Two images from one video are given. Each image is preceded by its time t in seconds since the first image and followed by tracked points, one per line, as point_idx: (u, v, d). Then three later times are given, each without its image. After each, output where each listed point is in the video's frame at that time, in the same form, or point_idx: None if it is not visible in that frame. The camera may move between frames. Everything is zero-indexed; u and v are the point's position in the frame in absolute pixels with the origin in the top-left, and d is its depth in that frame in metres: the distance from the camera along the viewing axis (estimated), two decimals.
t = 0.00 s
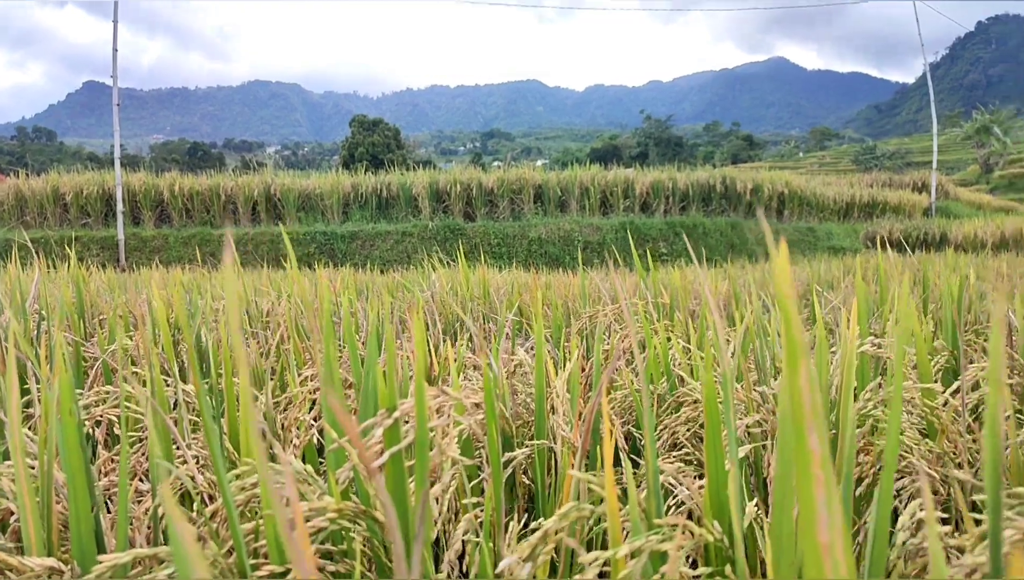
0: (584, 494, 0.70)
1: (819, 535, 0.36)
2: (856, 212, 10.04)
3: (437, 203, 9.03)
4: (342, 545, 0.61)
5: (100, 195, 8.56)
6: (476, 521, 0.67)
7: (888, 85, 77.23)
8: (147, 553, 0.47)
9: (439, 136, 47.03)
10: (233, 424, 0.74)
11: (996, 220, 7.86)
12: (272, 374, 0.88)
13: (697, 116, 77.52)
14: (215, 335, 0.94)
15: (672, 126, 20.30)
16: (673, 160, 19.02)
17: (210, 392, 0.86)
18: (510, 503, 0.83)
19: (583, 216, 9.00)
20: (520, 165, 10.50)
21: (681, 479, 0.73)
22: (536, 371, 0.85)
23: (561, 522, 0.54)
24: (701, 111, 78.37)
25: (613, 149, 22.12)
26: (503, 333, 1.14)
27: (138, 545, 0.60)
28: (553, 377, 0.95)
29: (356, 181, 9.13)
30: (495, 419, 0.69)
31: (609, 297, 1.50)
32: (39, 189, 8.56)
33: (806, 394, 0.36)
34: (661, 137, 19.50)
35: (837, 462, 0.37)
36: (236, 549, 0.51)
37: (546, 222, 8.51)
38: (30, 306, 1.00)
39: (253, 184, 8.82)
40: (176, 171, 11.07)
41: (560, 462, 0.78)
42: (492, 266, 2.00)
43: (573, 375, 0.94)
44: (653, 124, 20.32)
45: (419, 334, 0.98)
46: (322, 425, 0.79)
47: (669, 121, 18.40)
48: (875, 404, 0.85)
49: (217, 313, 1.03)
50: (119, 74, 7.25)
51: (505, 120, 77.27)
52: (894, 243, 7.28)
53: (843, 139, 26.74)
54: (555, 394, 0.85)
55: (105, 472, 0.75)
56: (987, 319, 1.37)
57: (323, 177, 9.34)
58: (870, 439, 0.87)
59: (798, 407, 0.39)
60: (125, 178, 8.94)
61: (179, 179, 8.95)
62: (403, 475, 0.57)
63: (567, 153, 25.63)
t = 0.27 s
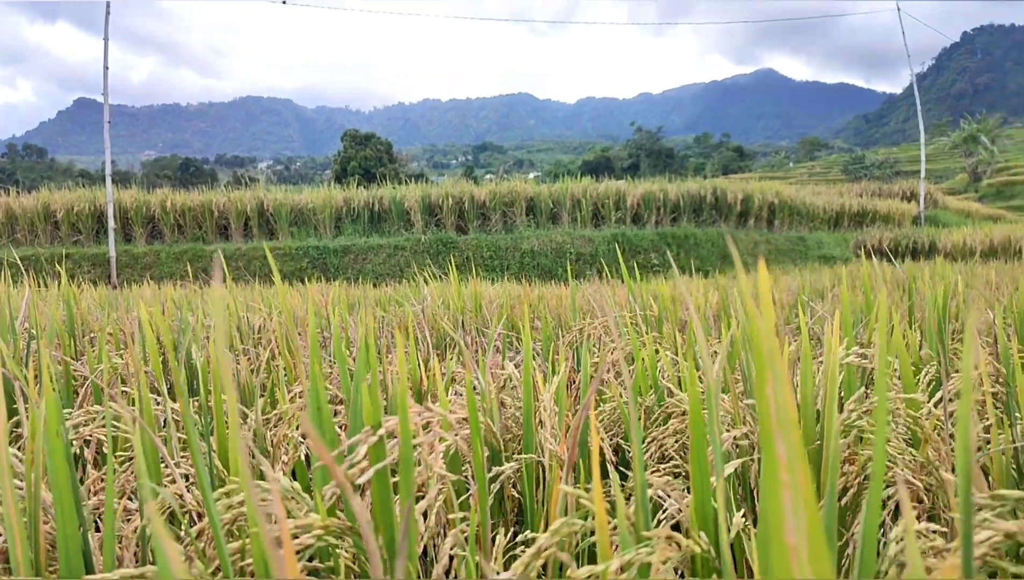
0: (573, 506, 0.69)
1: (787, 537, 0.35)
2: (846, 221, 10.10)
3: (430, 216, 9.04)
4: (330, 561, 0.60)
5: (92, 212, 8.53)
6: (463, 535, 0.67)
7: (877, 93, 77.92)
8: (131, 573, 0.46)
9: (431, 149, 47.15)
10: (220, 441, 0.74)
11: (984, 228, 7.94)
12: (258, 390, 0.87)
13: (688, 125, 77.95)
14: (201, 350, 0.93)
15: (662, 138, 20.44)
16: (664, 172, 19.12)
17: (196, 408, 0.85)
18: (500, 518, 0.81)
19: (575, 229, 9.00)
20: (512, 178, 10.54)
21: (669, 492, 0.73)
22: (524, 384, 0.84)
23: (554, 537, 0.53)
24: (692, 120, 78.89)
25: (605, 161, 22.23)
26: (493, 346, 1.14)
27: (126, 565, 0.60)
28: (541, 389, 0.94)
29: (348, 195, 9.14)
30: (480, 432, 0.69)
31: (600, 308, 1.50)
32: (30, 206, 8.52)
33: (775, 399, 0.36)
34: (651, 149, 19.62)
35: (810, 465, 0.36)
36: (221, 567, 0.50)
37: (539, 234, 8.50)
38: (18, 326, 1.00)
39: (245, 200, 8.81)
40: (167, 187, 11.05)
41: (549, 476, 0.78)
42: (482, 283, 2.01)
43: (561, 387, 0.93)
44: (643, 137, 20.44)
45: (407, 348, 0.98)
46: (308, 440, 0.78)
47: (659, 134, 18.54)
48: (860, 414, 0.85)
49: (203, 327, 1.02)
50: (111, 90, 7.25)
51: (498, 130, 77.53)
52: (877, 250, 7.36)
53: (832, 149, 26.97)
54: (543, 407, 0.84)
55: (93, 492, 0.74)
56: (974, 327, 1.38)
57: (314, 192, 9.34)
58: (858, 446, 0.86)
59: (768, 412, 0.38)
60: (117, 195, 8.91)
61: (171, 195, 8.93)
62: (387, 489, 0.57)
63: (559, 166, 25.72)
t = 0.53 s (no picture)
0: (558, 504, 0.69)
1: (754, 537, 0.37)
2: (835, 221, 10.14)
3: (420, 216, 9.02)
4: (315, 560, 0.60)
5: (80, 211, 8.46)
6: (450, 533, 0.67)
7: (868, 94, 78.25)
8: (116, 571, 0.46)
9: (423, 148, 47.06)
10: (207, 440, 0.74)
11: (972, 228, 8.00)
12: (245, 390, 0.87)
13: (681, 125, 78.04)
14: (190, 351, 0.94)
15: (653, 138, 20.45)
16: (655, 172, 19.14)
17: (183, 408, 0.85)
18: (487, 518, 0.81)
19: (566, 228, 9.00)
20: (503, 178, 10.52)
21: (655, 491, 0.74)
22: (512, 382, 0.85)
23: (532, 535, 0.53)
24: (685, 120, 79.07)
25: (596, 161, 22.22)
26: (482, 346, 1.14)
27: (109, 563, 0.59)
28: (529, 389, 0.95)
29: (338, 194, 9.11)
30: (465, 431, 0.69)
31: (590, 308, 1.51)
32: (17, 205, 8.44)
33: (741, 402, 0.39)
34: (642, 149, 19.62)
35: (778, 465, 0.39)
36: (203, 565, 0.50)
37: (530, 233, 8.49)
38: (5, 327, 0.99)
39: (235, 199, 8.77)
40: (156, 186, 10.97)
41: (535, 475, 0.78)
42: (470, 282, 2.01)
43: (549, 386, 0.93)
44: (634, 137, 20.45)
45: (395, 348, 0.98)
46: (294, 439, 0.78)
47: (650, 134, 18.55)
48: (841, 413, 0.86)
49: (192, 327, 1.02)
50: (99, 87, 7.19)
51: (491, 129, 77.45)
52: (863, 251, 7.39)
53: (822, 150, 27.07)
54: (531, 406, 0.85)
55: (79, 491, 0.73)
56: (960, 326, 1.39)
57: (305, 191, 9.31)
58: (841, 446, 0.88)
59: (735, 415, 0.41)
60: (105, 194, 8.85)
61: (160, 194, 8.86)
62: (371, 488, 0.57)
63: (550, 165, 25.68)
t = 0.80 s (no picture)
0: (539, 511, 0.69)
1: (719, 541, 0.36)
2: (822, 224, 10.20)
3: (409, 220, 9.01)
4: (293, 568, 0.59)
5: (65, 216, 8.40)
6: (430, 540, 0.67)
7: (856, 98, 78.86)
8: None
9: (413, 153, 47.04)
10: (188, 446, 0.73)
11: (957, 231, 8.07)
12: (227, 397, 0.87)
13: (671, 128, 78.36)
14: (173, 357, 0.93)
15: (641, 142, 20.53)
16: (644, 176, 19.21)
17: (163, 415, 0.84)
18: (471, 524, 0.81)
19: (554, 232, 9.02)
20: (492, 182, 10.52)
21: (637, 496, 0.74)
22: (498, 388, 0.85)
23: (509, 537, 0.54)
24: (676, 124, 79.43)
25: (585, 165, 22.26)
26: (468, 350, 1.15)
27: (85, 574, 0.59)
28: (513, 395, 0.95)
29: (326, 199, 9.09)
30: (447, 439, 0.69)
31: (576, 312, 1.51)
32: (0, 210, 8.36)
33: (703, 409, 0.39)
34: (630, 153, 19.68)
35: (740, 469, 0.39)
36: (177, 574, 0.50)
37: (519, 238, 8.48)
38: None
39: (222, 204, 8.75)
40: (142, 190, 10.90)
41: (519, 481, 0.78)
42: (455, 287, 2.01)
43: (533, 392, 0.93)
44: (622, 141, 20.51)
45: (380, 355, 0.98)
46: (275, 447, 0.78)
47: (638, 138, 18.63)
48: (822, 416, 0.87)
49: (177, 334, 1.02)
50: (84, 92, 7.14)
51: (483, 133, 77.49)
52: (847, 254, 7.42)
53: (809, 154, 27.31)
54: (514, 411, 0.85)
55: (55, 500, 0.73)
56: (943, 328, 1.40)
57: (293, 196, 9.28)
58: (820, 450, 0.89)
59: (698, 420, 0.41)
60: (91, 199, 8.80)
61: (146, 199, 8.81)
62: (351, 494, 0.57)
63: (539, 169, 25.72)
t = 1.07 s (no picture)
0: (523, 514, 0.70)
1: (707, 537, 0.37)
2: (809, 227, 10.28)
3: (398, 223, 9.00)
4: (277, 572, 0.59)
5: (49, 220, 8.32)
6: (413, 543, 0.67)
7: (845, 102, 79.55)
8: None
9: (403, 156, 46.96)
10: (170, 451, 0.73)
11: (942, 234, 8.16)
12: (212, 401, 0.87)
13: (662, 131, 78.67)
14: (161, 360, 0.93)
15: (630, 146, 20.59)
16: (632, 179, 19.27)
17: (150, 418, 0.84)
18: (455, 528, 0.82)
19: (543, 235, 9.03)
20: (480, 185, 10.52)
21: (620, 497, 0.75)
22: (483, 390, 0.86)
23: (493, 540, 0.54)
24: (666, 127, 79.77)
25: (574, 167, 22.28)
26: (455, 354, 1.15)
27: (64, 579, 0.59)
28: (499, 398, 0.95)
29: (314, 202, 9.06)
30: (429, 441, 0.70)
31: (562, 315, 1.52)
32: None
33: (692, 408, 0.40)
34: (619, 156, 19.74)
35: (726, 469, 0.40)
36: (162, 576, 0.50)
37: (508, 241, 8.48)
38: None
39: (209, 208, 8.71)
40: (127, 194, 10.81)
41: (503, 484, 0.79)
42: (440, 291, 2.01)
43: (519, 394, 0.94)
44: (611, 144, 20.57)
45: (365, 359, 0.98)
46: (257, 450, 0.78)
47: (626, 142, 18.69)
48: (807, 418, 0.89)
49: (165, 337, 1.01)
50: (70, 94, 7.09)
51: (474, 135, 77.49)
52: (832, 257, 7.48)
53: (796, 158, 27.50)
54: (500, 414, 0.85)
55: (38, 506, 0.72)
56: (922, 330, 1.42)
57: (281, 199, 9.24)
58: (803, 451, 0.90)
59: (687, 419, 0.42)
60: (76, 202, 8.72)
61: (132, 202, 8.75)
62: (335, 496, 0.58)
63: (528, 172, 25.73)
